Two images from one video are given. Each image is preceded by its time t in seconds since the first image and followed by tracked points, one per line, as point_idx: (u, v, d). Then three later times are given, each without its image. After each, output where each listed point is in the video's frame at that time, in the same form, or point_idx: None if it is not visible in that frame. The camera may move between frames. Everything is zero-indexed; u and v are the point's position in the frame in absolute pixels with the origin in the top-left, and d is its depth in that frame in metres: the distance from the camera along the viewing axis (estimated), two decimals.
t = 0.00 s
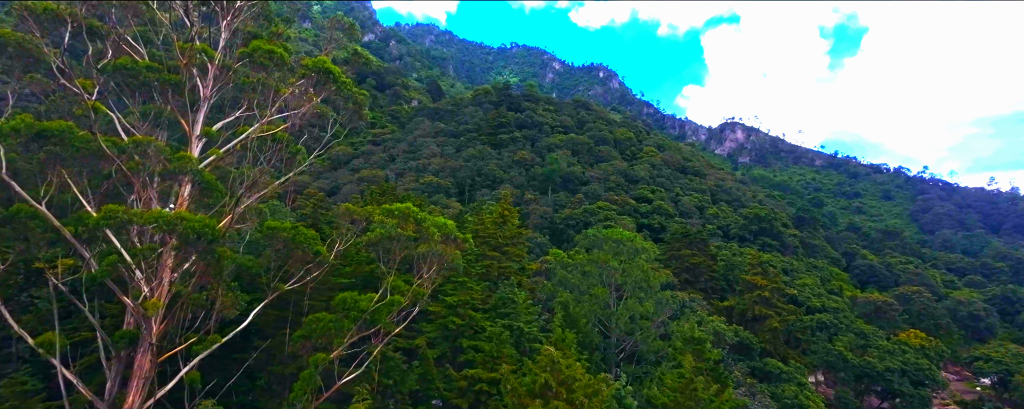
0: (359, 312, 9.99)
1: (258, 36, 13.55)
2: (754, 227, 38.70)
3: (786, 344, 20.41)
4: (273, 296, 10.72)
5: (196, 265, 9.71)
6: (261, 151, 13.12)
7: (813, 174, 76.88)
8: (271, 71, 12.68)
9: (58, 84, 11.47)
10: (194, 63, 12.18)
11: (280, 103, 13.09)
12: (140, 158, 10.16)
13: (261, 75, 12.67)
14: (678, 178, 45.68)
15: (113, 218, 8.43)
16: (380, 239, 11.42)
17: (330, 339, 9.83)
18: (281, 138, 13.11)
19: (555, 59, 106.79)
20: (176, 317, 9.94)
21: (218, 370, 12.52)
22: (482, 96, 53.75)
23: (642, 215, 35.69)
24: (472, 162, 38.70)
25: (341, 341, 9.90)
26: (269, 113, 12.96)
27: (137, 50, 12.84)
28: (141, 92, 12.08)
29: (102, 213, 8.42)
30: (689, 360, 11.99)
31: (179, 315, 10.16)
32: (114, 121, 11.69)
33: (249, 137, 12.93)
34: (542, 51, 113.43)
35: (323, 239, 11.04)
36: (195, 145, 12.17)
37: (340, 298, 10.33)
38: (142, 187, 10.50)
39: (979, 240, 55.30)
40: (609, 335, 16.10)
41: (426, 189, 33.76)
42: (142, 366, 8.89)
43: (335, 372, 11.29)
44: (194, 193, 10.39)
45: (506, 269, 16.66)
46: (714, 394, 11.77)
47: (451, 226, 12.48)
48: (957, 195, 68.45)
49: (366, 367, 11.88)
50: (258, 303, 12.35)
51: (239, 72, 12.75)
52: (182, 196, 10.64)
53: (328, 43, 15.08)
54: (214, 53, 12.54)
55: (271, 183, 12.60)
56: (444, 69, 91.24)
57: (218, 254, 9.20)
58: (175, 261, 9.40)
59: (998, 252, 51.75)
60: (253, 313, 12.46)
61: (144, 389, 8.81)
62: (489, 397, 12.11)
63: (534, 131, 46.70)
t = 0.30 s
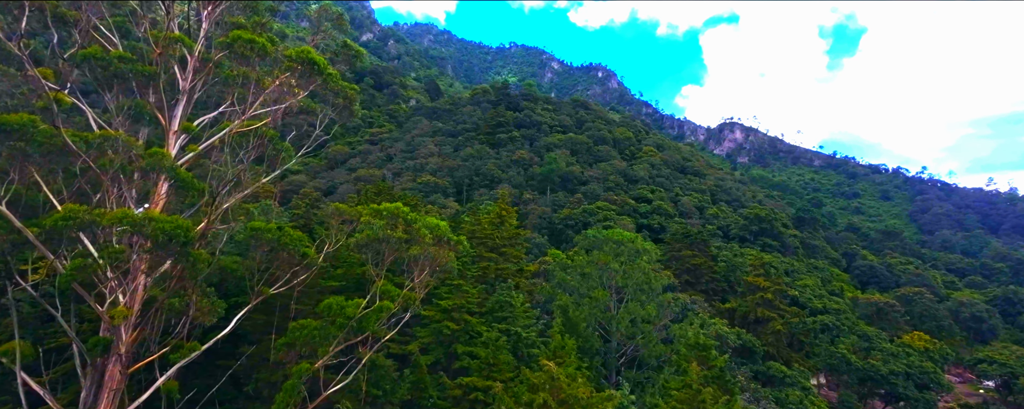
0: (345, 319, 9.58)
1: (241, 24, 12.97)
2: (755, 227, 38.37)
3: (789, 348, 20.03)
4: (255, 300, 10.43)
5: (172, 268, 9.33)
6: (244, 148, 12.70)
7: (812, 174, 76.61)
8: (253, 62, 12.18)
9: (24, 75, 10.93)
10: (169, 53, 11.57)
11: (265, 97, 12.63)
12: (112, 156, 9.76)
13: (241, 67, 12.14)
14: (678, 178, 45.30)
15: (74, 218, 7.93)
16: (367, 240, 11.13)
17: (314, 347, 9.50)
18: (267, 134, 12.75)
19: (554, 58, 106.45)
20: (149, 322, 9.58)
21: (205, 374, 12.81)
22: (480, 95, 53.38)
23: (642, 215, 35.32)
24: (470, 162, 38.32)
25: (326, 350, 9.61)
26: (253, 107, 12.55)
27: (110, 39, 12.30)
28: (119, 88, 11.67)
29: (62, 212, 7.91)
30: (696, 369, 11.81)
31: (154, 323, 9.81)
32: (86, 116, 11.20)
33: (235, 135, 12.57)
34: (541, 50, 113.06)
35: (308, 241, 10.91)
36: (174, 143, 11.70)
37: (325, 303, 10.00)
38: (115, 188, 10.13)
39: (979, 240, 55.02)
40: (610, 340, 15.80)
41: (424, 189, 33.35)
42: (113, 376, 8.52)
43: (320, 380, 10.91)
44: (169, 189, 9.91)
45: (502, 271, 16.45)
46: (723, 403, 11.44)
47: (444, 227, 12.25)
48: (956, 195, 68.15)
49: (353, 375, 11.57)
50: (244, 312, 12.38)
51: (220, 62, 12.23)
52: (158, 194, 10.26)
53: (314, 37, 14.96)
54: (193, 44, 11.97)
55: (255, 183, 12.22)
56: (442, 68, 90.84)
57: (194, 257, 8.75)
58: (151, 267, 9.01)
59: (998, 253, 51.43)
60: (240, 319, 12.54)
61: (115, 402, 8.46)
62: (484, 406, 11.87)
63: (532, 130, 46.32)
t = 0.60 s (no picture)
0: (328, 329, 9.27)
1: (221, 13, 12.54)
2: (754, 229, 38.05)
3: (792, 352, 19.68)
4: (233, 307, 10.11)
5: (143, 271, 8.97)
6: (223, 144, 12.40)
7: (810, 175, 76.40)
8: (233, 55, 11.80)
9: None
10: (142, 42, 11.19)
11: (245, 90, 12.26)
12: (76, 151, 9.38)
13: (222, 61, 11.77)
14: (676, 178, 44.97)
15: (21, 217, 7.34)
16: (354, 243, 11.06)
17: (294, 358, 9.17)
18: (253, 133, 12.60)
19: (552, 59, 106.14)
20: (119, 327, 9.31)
21: (185, 382, 12.76)
22: (478, 95, 53.01)
23: (640, 216, 34.97)
24: (467, 162, 37.92)
25: (308, 360, 9.35)
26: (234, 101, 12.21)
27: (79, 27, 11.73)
28: (93, 83, 11.32)
29: (11, 212, 7.33)
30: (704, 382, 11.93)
31: (127, 329, 9.52)
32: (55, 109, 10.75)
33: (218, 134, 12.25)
34: (539, 51, 112.76)
35: (291, 244, 10.86)
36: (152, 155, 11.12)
37: (306, 311, 9.65)
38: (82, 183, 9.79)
39: (976, 242, 54.83)
40: (609, 344, 15.39)
41: (420, 189, 32.93)
42: (76, 390, 8.23)
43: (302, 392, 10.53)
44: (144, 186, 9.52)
45: (499, 273, 16.48)
46: None
47: (435, 229, 12.16)
48: (954, 196, 67.93)
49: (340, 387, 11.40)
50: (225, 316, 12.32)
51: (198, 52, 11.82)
52: (131, 194, 9.95)
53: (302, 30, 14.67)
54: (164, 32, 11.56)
55: (238, 183, 11.93)
56: (440, 68, 90.42)
57: (161, 261, 8.40)
58: (119, 271, 8.64)
59: (995, 254, 51.15)
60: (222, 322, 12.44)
61: None
62: None
63: (530, 130, 45.94)
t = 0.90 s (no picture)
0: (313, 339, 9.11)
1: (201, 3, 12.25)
2: (753, 230, 37.71)
3: (795, 356, 19.37)
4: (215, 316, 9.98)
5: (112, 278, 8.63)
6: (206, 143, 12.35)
7: (809, 176, 76.12)
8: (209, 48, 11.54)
9: None
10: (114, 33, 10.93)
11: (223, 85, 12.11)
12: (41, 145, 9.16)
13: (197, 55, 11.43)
14: (675, 179, 44.63)
15: None
16: (342, 249, 10.93)
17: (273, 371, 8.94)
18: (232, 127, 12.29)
19: (551, 59, 105.79)
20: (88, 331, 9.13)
21: (166, 391, 12.56)
22: (476, 95, 52.63)
23: (639, 217, 34.62)
24: (464, 162, 37.53)
25: (288, 373, 9.19)
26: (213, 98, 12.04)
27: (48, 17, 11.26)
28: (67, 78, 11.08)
29: None
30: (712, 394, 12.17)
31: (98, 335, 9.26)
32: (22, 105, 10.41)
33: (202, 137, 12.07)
34: (538, 52, 112.44)
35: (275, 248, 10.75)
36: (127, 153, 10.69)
37: (289, 320, 9.49)
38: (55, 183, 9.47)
39: (975, 243, 54.57)
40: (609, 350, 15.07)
41: (416, 190, 32.54)
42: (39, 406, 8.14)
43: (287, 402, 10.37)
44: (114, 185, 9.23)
45: (495, 276, 16.11)
46: None
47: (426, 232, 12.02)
48: (952, 197, 67.56)
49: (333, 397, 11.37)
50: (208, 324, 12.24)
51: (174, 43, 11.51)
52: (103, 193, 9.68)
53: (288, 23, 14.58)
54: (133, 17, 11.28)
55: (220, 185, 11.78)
56: (438, 68, 90.02)
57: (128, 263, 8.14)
58: (88, 279, 8.24)
59: (993, 255, 50.84)
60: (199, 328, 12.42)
61: None
62: None
63: (528, 130, 45.55)
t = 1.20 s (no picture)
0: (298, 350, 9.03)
1: None
2: (756, 229, 37.30)
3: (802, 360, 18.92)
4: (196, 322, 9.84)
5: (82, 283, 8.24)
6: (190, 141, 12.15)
7: (811, 175, 75.68)
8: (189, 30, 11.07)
9: None
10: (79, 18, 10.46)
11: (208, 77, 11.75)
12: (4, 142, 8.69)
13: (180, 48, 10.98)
14: (677, 178, 44.22)
15: None
16: (330, 251, 10.82)
17: (256, 383, 8.80)
18: (215, 123, 11.94)
19: (552, 58, 105.27)
20: (55, 342, 8.80)
21: (149, 400, 12.44)
22: (477, 93, 52.22)
23: (641, 216, 34.23)
24: (464, 161, 37.11)
25: (271, 385, 8.97)
26: (196, 91, 11.69)
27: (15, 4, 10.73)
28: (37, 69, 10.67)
29: None
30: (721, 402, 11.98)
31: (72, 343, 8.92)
32: None
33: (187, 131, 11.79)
34: (539, 51, 111.94)
35: (261, 249, 10.78)
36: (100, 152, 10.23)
37: (270, 328, 9.42)
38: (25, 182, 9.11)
39: (977, 243, 54.09)
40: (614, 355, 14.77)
41: (416, 189, 32.13)
42: None
43: None
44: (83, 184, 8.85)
45: (495, 278, 15.74)
46: None
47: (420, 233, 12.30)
48: (954, 196, 67.06)
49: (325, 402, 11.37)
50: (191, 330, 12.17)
51: (151, 30, 11.09)
52: (70, 189, 9.20)
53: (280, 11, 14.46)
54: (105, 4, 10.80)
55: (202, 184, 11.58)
56: (438, 67, 89.61)
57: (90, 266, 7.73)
58: (56, 283, 7.87)
59: (996, 255, 50.40)
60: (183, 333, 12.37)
61: None
62: None
63: (529, 129, 45.12)
